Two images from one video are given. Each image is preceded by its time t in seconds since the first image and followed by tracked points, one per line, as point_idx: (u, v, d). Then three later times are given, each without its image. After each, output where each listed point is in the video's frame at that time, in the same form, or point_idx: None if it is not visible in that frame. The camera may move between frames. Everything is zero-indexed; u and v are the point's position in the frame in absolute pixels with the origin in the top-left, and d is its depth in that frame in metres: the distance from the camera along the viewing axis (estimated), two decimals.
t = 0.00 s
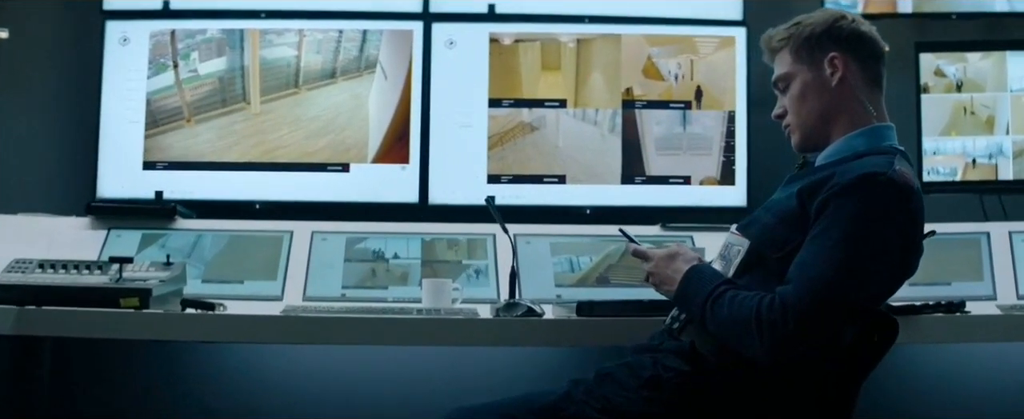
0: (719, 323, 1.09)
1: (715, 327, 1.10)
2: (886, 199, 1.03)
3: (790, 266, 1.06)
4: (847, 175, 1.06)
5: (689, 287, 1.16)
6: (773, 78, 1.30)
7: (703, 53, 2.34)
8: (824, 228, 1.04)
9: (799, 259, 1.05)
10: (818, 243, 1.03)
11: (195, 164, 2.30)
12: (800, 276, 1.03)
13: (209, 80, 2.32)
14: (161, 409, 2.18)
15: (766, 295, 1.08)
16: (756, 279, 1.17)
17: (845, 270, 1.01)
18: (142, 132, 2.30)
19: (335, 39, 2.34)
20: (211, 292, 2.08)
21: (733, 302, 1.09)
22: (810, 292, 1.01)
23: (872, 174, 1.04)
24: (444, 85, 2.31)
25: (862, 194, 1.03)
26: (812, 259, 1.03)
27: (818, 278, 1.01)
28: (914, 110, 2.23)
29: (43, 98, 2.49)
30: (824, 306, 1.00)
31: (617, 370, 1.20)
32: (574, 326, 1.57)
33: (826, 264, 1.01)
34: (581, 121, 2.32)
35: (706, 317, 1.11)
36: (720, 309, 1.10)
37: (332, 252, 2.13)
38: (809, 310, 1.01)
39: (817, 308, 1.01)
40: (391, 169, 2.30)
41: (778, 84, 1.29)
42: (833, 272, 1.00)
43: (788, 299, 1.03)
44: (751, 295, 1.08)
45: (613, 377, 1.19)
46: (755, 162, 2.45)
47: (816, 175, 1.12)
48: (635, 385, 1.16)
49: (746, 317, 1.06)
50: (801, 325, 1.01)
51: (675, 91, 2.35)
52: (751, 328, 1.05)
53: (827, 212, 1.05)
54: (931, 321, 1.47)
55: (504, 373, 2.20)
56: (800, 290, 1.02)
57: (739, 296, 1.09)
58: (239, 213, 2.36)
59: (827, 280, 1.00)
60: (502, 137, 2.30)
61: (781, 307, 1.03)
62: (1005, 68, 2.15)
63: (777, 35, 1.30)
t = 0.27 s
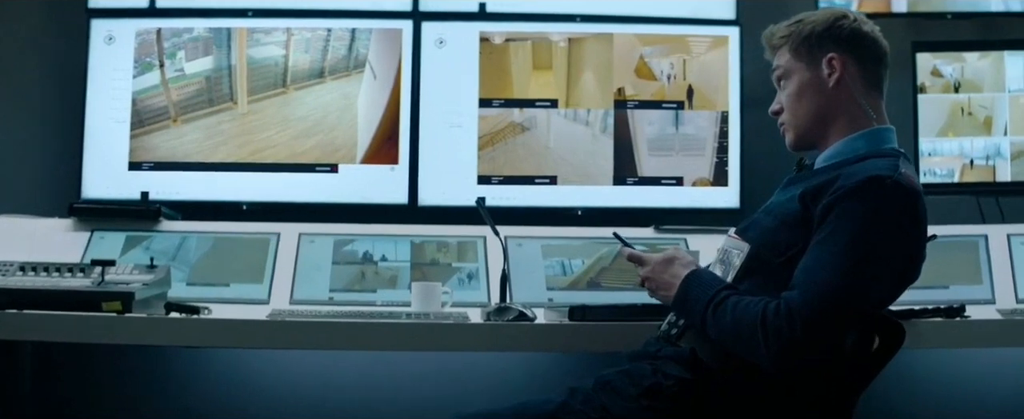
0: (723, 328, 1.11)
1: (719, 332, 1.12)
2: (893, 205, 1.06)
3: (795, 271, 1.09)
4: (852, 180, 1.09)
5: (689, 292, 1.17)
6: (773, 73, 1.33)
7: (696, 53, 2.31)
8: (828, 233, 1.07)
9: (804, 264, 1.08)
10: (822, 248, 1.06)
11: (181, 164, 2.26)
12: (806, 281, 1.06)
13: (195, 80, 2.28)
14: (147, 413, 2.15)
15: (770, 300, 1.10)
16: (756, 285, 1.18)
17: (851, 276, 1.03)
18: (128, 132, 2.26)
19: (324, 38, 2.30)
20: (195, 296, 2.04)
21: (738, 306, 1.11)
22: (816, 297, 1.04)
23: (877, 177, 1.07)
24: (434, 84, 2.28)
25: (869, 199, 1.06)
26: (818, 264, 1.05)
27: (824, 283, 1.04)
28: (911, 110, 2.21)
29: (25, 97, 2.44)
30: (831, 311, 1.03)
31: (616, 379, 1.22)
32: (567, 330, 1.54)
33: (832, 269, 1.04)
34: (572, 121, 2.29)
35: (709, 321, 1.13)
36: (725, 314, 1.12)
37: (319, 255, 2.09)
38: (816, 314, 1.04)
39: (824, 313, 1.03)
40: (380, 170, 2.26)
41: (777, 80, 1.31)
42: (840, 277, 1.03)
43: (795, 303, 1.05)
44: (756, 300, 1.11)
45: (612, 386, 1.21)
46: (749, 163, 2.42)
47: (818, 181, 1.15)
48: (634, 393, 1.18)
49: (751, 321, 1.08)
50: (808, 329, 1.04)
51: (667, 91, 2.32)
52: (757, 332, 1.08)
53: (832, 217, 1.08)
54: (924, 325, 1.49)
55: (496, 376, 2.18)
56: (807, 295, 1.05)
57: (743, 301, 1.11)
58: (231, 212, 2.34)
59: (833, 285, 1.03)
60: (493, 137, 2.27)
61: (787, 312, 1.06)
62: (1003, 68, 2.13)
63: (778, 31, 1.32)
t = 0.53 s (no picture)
0: (738, 335, 1.12)
1: (733, 338, 1.13)
2: (905, 211, 1.09)
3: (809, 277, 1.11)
4: (865, 186, 1.11)
5: (694, 298, 1.18)
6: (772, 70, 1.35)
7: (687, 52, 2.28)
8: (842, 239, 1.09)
9: (818, 270, 1.10)
10: (838, 254, 1.08)
11: (164, 164, 2.21)
12: (823, 288, 1.08)
13: (178, 79, 2.23)
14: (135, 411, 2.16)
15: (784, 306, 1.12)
16: (762, 291, 1.21)
17: (868, 281, 1.06)
18: (110, 131, 2.22)
19: (309, 36, 2.26)
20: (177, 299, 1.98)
21: (752, 313, 1.12)
22: (835, 302, 1.06)
23: (892, 183, 1.10)
24: (422, 84, 2.24)
25: (883, 207, 1.09)
26: (835, 270, 1.07)
27: (843, 289, 1.06)
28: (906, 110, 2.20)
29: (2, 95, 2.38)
30: (850, 315, 1.06)
31: (623, 389, 1.19)
32: (558, 337, 1.50)
33: (850, 275, 1.06)
34: (560, 121, 2.25)
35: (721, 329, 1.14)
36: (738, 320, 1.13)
37: (304, 258, 2.05)
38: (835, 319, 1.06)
39: (842, 320, 1.05)
40: (366, 170, 2.22)
41: (777, 78, 1.33)
42: (856, 283, 1.06)
43: (813, 309, 1.07)
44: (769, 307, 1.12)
45: (621, 397, 1.18)
46: (740, 164, 2.39)
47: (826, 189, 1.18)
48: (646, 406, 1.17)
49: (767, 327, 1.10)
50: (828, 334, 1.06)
51: (657, 91, 2.28)
52: (774, 339, 1.09)
53: (845, 223, 1.10)
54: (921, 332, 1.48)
55: (486, 380, 2.15)
56: (824, 302, 1.06)
57: (756, 308, 1.13)
58: (213, 214, 2.29)
59: (851, 289, 1.06)
60: (481, 137, 2.23)
61: (805, 318, 1.07)
62: (999, 68, 2.11)
63: (780, 29, 1.33)
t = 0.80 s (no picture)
0: (754, 342, 1.10)
1: (747, 344, 1.11)
2: (919, 215, 1.08)
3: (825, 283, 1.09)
4: (878, 191, 1.10)
5: (702, 303, 1.15)
6: (765, 74, 1.33)
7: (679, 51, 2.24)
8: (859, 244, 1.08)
9: (835, 275, 1.08)
10: (855, 260, 1.07)
11: (149, 165, 2.17)
12: (841, 294, 1.06)
13: (164, 77, 2.19)
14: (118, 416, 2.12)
15: (798, 312, 1.11)
16: (769, 296, 1.19)
17: (887, 287, 1.05)
18: (94, 130, 2.18)
19: (296, 35, 2.22)
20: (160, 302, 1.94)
21: (766, 319, 1.10)
22: (856, 308, 1.05)
23: (904, 188, 1.08)
24: (410, 83, 2.20)
25: (897, 211, 1.08)
26: (854, 276, 1.06)
27: (863, 295, 1.05)
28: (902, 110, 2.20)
29: None
30: (869, 322, 1.05)
31: (633, 397, 1.17)
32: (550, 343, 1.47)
33: (869, 281, 1.05)
34: (551, 121, 2.21)
35: (733, 335, 1.12)
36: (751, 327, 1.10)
37: (290, 260, 2.01)
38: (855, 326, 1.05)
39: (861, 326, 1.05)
40: (354, 171, 2.18)
41: (771, 81, 1.31)
42: (875, 289, 1.05)
43: (833, 316, 1.06)
44: (783, 312, 1.11)
45: (631, 406, 1.16)
46: (733, 165, 2.37)
47: (837, 191, 1.16)
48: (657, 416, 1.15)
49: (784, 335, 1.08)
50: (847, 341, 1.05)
51: (649, 91, 2.25)
52: (792, 345, 1.08)
53: (859, 228, 1.09)
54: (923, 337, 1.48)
55: (476, 383, 2.13)
56: (843, 308, 1.05)
57: (771, 313, 1.11)
58: (199, 215, 2.25)
59: (871, 296, 1.05)
60: (470, 137, 2.19)
61: (825, 324, 1.06)
62: (996, 69, 2.10)
63: (774, 31, 1.32)
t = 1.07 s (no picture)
0: (773, 345, 1.05)
1: (766, 350, 1.05)
2: (931, 220, 1.08)
3: (842, 287, 1.06)
4: (889, 193, 1.10)
5: (715, 308, 1.08)
6: (753, 77, 1.32)
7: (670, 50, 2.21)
8: (874, 247, 1.06)
9: (852, 279, 1.05)
10: (873, 263, 1.05)
11: (132, 165, 2.13)
12: (862, 297, 1.03)
13: (146, 76, 2.14)
14: None
15: (816, 316, 1.06)
16: (778, 300, 1.17)
17: (907, 291, 1.03)
18: (75, 130, 2.13)
19: (281, 32, 2.17)
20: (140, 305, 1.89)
21: (783, 325, 1.05)
22: (880, 313, 1.01)
23: (915, 191, 1.09)
24: (398, 82, 2.16)
25: (910, 215, 1.07)
26: (874, 280, 1.04)
27: (886, 300, 1.02)
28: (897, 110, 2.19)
29: None
30: (892, 328, 1.02)
31: (654, 411, 1.15)
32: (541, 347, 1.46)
33: (889, 284, 1.03)
34: (540, 120, 2.17)
35: (750, 340, 1.06)
36: (769, 333, 1.05)
37: (275, 263, 1.96)
38: (879, 332, 1.01)
39: (884, 330, 1.02)
40: (340, 172, 2.14)
41: (760, 85, 1.31)
42: (897, 293, 1.02)
43: (857, 321, 1.02)
44: (799, 317, 1.06)
45: None
46: (726, 165, 2.34)
47: (842, 194, 1.16)
48: None
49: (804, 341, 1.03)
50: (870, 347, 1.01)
51: (639, 90, 2.21)
52: (814, 349, 1.03)
53: (873, 232, 1.07)
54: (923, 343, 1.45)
55: (465, 387, 2.09)
56: (867, 311, 1.02)
57: (787, 319, 1.06)
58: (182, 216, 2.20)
59: (893, 300, 1.02)
60: (458, 137, 2.15)
61: (849, 330, 1.01)
62: (993, 68, 2.08)
63: (763, 35, 1.31)
